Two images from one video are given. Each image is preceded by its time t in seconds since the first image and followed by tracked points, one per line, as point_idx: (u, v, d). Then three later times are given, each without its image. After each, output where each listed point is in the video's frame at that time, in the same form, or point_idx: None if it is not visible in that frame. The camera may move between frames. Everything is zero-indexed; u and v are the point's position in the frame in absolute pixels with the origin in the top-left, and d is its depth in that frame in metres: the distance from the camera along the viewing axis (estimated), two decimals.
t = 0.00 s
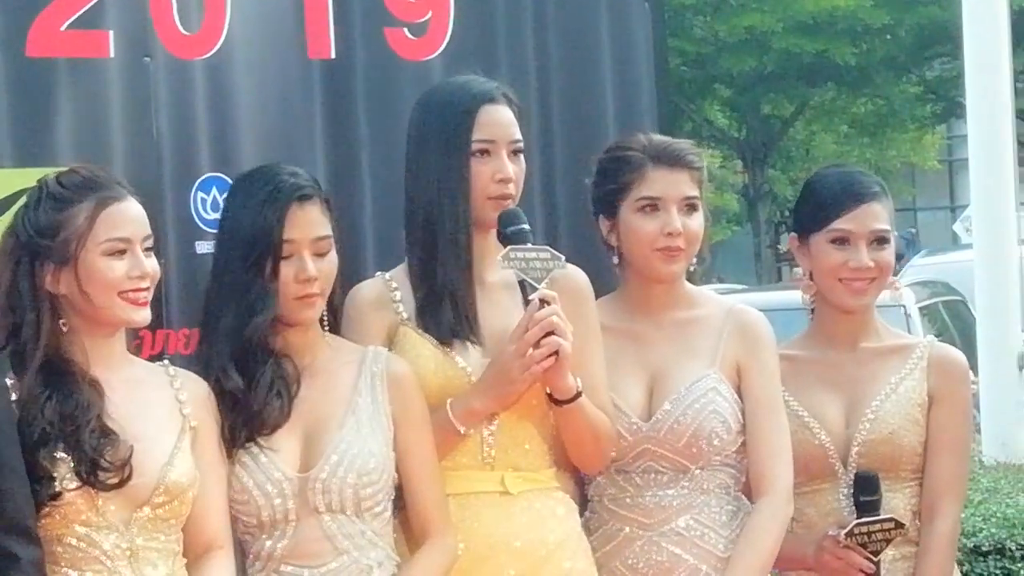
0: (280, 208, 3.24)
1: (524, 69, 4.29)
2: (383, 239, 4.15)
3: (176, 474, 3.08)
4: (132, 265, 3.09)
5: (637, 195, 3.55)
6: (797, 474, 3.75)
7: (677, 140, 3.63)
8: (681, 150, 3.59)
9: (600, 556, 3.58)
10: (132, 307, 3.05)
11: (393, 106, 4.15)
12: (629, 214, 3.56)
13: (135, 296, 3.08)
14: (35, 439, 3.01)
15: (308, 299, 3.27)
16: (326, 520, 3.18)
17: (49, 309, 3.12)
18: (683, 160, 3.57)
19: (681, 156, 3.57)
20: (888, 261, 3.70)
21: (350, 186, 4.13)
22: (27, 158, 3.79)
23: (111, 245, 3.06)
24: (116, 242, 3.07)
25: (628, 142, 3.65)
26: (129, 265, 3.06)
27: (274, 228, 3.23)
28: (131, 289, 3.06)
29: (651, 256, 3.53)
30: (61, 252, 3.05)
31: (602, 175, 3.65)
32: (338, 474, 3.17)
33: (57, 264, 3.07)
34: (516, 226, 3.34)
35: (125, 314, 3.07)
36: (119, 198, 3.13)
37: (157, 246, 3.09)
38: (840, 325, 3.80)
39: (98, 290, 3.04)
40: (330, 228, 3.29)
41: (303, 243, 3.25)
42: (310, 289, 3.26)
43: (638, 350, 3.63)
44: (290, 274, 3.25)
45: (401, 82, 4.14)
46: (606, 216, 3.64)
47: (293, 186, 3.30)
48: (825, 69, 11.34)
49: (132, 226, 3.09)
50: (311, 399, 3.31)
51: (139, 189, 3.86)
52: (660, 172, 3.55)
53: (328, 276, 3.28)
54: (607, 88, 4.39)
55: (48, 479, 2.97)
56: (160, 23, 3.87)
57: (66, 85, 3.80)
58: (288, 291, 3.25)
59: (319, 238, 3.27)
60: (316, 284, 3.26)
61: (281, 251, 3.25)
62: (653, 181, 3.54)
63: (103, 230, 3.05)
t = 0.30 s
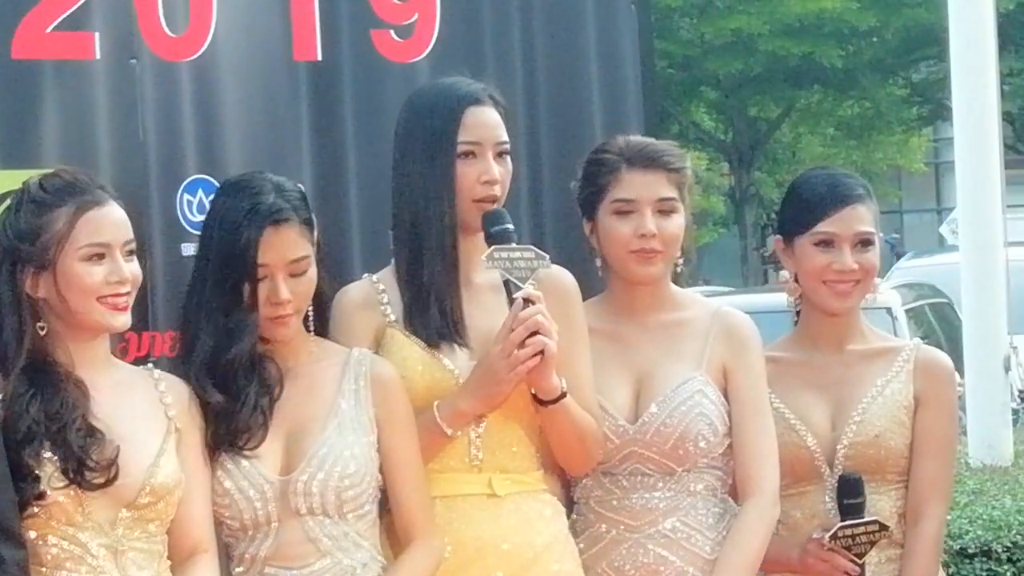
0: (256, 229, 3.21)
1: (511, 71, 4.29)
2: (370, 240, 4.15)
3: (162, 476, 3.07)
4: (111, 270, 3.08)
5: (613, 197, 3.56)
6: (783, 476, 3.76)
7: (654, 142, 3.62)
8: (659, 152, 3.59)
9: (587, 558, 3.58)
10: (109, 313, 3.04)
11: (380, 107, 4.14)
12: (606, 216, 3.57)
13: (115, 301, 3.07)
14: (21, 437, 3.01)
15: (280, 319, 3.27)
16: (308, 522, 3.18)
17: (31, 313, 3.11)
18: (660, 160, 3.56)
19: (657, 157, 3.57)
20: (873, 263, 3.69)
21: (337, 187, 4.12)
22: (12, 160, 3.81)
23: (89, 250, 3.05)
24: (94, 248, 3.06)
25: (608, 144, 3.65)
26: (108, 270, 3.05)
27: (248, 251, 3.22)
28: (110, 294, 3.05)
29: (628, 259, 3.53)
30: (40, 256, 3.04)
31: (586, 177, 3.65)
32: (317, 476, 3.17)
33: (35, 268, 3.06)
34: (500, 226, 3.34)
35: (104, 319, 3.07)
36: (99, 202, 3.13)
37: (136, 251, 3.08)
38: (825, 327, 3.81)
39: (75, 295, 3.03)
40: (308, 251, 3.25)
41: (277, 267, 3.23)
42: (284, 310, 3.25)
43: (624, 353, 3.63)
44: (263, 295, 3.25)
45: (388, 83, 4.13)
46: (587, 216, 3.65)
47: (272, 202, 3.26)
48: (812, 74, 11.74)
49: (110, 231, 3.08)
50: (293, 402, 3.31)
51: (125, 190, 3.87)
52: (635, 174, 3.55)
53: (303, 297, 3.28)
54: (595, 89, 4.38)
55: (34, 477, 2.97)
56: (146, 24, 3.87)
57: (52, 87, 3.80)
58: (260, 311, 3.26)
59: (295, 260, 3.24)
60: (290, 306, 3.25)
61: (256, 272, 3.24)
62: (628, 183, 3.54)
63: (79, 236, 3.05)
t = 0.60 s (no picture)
0: (222, 216, 3.22)
1: (499, 70, 4.30)
2: (358, 240, 4.16)
3: (146, 475, 3.08)
4: (93, 270, 3.08)
5: (588, 195, 3.58)
6: (772, 476, 3.76)
7: (636, 140, 3.63)
8: (636, 151, 3.59)
9: (574, 557, 3.58)
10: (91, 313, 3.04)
11: (368, 107, 4.14)
12: (584, 214, 3.60)
13: (96, 301, 3.07)
14: (7, 433, 3.02)
15: (272, 303, 3.25)
16: (300, 521, 3.17)
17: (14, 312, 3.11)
18: (636, 159, 3.57)
19: (635, 156, 3.57)
20: (859, 262, 3.70)
21: (324, 187, 4.13)
22: None
23: (71, 249, 3.05)
24: (76, 248, 3.06)
25: (594, 142, 3.67)
26: (89, 270, 3.05)
27: (219, 239, 3.22)
28: (91, 294, 3.05)
29: (604, 258, 3.56)
30: (22, 255, 3.04)
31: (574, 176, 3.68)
32: (310, 476, 3.16)
33: (17, 267, 3.06)
34: (486, 223, 3.34)
35: (86, 318, 3.07)
36: (83, 202, 3.12)
37: (118, 251, 3.08)
38: (813, 326, 3.81)
39: (56, 295, 3.04)
40: (280, 228, 3.25)
41: (254, 250, 3.22)
42: (270, 292, 3.23)
43: (611, 353, 3.64)
44: (246, 282, 3.22)
45: (375, 82, 4.14)
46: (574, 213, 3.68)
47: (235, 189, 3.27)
48: (802, 71, 12.64)
49: (92, 232, 3.07)
50: (288, 400, 3.30)
51: (111, 190, 3.87)
52: (610, 173, 3.57)
53: (288, 277, 3.26)
54: (583, 88, 4.39)
55: (19, 474, 2.98)
56: (132, 24, 3.87)
57: (39, 86, 3.80)
58: (251, 299, 3.24)
59: (268, 240, 3.24)
60: (278, 287, 3.23)
61: (234, 261, 3.23)
62: (603, 182, 3.56)
63: (61, 236, 3.05)
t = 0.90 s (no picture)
0: (228, 187, 3.27)
1: (487, 72, 4.31)
2: (346, 241, 4.16)
3: (134, 477, 3.08)
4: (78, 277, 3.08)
5: (574, 196, 3.60)
6: (757, 477, 3.77)
7: (624, 142, 3.63)
8: (622, 153, 3.59)
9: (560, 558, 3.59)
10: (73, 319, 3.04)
11: (355, 108, 4.15)
12: (571, 215, 3.61)
13: (79, 307, 3.06)
14: None
15: (269, 275, 3.25)
16: (286, 525, 3.18)
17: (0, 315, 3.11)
18: (620, 161, 3.57)
19: (620, 158, 3.57)
20: (830, 261, 3.69)
21: (312, 188, 4.13)
22: None
23: (56, 254, 3.05)
24: (61, 253, 3.06)
25: (582, 144, 3.68)
26: (72, 277, 3.05)
27: (223, 208, 3.25)
28: (75, 300, 3.05)
29: (591, 260, 3.56)
30: (9, 257, 3.05)
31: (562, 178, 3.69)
32: (298, 480, 3.17)
33: (3, 270, 3.07)
34: (472, 223, 3.34)
35: (69, 325, 3.07)
36: (73, 207, 3.12)
37: (104, 259, 3.07)
38: (800, 327, 3.81)
39: (41, 300, 3.04)
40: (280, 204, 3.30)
41: (255, 220, 3.25)
42: (270, 263, 3.24)
43: (599, 354, 3.64)
44: (247, 251, 3.24)
45: (363, 84, 4.15)
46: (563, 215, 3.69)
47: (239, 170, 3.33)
48: (790, 72, 12.69)
49: (78, 237, 3.07)
50: (276, 403, 3.30)
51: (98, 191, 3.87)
52: (597, 174, 3.57)
53: (288, 254, 3.28)
54: (571, 89, 4.40)
55: (8, 474, 2.98)
56: (120, 25, 3.88)
57: (26, 87, 3.81)
58: (248, 269, 3.23)
59: (273, 215, 3.28)
60: (277, 260, 3.25)
61: (232, 233, 3.25)
62: (588, 183, 3.57)
63: (47, 240, 3.05)
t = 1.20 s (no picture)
0: (238, 192, 3.26)
1: (475, 75, 4.32)
2: (334, 245, 4.17)
3: (120, 481, 3.08)
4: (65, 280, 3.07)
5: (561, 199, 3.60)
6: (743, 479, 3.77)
7: (612, 144, 3.63)
8: (609, 156, 3.58)
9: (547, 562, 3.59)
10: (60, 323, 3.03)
11: (343, 111, 4.16)
12: (558, 219, 3.61)
13: (67, 311, 3.06)
14: None
15: (271, 283, 3.27)
16: (274, 527, 3.17)
17: None
18: (607, 164, 3.57)
19: (607, 162, 3.57)
20: (800, 261, 3.69)
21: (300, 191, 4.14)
22: None
23: (43, 258, 3.05)
24: (49, 256, 3.06)
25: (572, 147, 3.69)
26: (59, 280, 3.04)
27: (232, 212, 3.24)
28: (62, 304, 3.05)
29: (574, 262, 3.57)
30: None
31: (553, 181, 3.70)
32: (286, 484, 3.17)
33: None
34: (460, 229, 3.34)
35: (56, 328, 3.07)
36: (60, 210, 3.11)
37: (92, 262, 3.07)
38: (786, 330, 3.82)
39: (28, 303, 3.04)
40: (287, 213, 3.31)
41: (264, 226, 3.26)
42: (274, 271, 3.26)
43: (586, 356, 3.64)
44: (253, 256, 3.25)
45: (350, 86, 4.16)
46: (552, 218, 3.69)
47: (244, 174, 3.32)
48: (777, 76, 13.11)
49: (66, 240, 3.07)
50: (264, 406, 3.29)
51: (87, 194, 3.86)
52: (584, 177, 3.58)
53: (290, 264, 3.31)
54: (558, 92, 4.42)
55: None
56: (108, 28, 3.87)
57: (14, 90, 3.80)
58: (252, 274, 3.24)
59: (280, 224, 3.29)
60: (280, 268, 3.27)
61: (241, 236, 3.25)
62: (575, 187, 3.58)
63: (35, 244, 3.05)
